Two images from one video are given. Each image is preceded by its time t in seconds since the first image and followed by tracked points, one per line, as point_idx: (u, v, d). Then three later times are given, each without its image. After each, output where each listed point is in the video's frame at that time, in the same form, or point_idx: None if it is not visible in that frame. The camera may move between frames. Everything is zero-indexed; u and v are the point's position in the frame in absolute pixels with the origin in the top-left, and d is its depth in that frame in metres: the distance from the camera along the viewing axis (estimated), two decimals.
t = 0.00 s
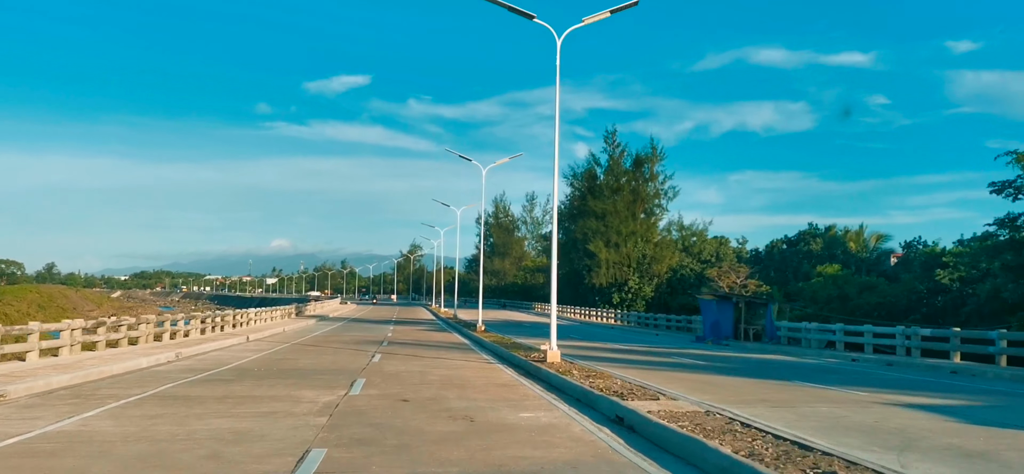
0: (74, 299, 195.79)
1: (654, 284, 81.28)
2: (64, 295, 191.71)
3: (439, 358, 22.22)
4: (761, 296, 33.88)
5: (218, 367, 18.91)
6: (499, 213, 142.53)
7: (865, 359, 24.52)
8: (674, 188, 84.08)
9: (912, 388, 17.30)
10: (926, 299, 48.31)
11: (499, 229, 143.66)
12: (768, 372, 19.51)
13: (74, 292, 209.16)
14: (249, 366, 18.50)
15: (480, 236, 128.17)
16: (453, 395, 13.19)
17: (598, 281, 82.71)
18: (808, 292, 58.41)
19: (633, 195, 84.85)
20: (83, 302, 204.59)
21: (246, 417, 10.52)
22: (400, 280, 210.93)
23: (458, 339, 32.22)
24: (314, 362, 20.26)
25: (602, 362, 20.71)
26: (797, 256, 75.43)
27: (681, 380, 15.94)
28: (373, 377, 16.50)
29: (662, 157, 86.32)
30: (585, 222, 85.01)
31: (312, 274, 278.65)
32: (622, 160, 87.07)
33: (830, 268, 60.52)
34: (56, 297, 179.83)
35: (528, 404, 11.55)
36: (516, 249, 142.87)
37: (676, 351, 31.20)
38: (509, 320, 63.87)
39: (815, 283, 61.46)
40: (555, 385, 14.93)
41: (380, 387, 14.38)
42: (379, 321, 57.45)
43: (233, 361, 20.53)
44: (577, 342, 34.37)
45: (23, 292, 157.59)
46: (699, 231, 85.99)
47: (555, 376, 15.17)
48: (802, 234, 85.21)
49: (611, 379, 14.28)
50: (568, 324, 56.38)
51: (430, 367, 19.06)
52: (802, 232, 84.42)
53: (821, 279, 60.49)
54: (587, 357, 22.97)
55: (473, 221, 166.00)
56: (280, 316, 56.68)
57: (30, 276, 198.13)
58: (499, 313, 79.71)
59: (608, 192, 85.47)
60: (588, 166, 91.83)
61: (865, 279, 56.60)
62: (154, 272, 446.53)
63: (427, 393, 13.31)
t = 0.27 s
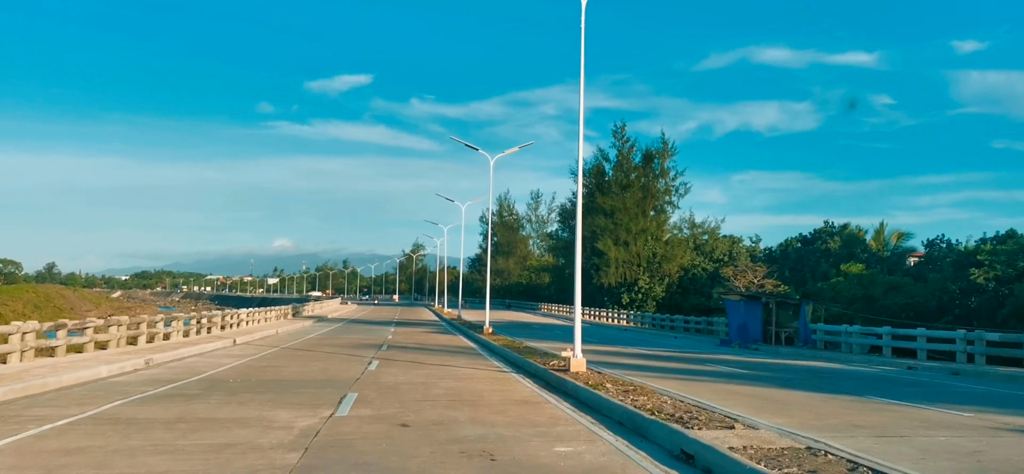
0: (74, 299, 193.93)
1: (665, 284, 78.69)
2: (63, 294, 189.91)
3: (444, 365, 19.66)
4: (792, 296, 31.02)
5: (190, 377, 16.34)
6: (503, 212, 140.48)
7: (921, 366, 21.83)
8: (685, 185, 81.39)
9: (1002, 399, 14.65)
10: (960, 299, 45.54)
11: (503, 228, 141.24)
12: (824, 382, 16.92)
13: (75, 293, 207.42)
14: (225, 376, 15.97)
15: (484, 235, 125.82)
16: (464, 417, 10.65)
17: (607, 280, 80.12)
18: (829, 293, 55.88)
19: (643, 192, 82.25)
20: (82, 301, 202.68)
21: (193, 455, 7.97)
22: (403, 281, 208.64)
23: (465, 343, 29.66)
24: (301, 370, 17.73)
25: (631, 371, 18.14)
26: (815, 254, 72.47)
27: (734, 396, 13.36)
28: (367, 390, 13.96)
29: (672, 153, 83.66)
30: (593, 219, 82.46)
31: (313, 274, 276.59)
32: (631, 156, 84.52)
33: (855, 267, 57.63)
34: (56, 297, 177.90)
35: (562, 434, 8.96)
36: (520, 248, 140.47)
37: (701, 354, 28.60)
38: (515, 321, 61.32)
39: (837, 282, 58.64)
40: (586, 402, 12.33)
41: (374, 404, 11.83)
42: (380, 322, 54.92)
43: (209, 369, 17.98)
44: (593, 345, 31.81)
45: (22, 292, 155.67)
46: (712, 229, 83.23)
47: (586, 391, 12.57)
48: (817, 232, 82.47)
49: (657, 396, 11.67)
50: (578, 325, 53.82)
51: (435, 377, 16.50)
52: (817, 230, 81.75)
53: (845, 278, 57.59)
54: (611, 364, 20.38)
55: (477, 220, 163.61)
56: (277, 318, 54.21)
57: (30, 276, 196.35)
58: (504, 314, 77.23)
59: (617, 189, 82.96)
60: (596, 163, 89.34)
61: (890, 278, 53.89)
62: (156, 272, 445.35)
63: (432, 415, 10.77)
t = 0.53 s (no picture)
0: (74, 297, 192.48)
1: (672, 285, 75.90)
2: (63, 293, 188.49)
3: (450, 372, 17.46)
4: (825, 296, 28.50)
5: (158, 387, 14.17)
6: (507, 211, 138.27)
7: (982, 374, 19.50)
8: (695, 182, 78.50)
9: None
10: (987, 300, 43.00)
11: (507, 227, 138.86)
12: (889, 396, 14.68)
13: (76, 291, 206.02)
14: (199, 386, 13.81)
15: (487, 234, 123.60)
16: (480, 448, 8.48)
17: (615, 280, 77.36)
18: (849, 293, 53.43)
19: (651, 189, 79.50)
20: (82, 300, 201.18)
21: None
22: (405, 280, 206.36)
23: (472, 346, 27.39)
24: (288, 379, 15.55)
25: (664, 381, 15.90)
26: (831, 254, 69.40)
27: (800, 415, 11.15)
28: (362, 405, 11.83)
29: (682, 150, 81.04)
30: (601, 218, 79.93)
31: (315, 273, 274.72)
32: (639, 152, 81.82)
33: (876, 265, 54.93)
34: (56, 295, 176.56)
35: None
36: (525, 247, 138.10)
37: (728, 358, 26.37)
38: (522, 321, 59.04)
39: (860, 282, 55.33)
40: (628, 423, 10.19)
41: (369, 427, 9.71)
42: (381, 322, 52.69)
43: (183, 376, 15.80)
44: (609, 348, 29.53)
45: (21, 290, 154.08)
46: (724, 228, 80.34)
47: (628, 409, 10.41)
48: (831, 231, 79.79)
49: (720, 419, 9.56)
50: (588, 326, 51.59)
51: (440, 387, 14.30)
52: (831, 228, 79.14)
53: (868, 278, 54.42)
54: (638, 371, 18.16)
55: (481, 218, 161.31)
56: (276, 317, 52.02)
57: (30, 274, 194.98)
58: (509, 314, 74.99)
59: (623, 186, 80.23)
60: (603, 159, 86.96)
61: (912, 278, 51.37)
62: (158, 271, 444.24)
63: (440, 445, 8.60)
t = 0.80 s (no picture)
0: (72, 298, 190.48)
1: (684, 285, 74.25)
2: (62, 294, 186.55)
3: (457, 385, 14.96)
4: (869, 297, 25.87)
5: (105, 405, 11.74)
6: (510, 210, 135.97)
7: None
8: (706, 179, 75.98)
9: None
10: None
11: (511, 227, 136.51)
12: (992, 416, 12.11)
13: (75, 292, 204.04)
14: (152, 406, 11.38)
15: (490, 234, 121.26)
16: None
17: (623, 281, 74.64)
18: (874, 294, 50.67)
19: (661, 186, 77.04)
20: (82, 301, 199.45)
21: None
22: (407, 281, 204.00)
23: (480, 351, 24.90)
24: (266, 395, 13.12)
25: (710, 398, 13.39)
26: (849, 254, 66.82)
27: (914, 452, 8.63)
28: (349, 434, 9.34)
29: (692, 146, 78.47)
30: (608, 216, 77.34)
31: (317, 274, 272.67)
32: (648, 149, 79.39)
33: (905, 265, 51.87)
34: (54, 297, 174.60)
35: None
36: (528, 248, 135.65)
37: (763, 366, 23.81)
38: (529, 323, 56.66)
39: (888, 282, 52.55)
40: (703, 467, 7.71)
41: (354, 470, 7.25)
42: (382, 324, 50.32)
43: (141, 390, 13.38)
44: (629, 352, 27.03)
45: (18, 291, 152.01)
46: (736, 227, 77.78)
47: (699, 445, 7.96)
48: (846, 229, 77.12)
49: (834, 463, 7.10)
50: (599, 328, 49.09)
51: (447, 406, 11.82)
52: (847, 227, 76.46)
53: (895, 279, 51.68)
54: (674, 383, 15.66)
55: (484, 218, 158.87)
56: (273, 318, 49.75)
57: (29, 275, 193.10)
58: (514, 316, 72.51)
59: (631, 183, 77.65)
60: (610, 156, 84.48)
61: (943, 278, 48.51)
62: (159, 272, 442.47)
63: None
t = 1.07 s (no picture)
0: (71, 298, 188.40)
1: (695, 286, 71.50)
2: (60, 293, 184.57)
3: (466, 401, 12.55)
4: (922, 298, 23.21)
5: (23, 432, 9.30)
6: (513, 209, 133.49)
7: None
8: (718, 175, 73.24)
9: None
10: None
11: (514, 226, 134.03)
12: None
13: (74, 291, 202.05)
14: (83, 437, 9.00)
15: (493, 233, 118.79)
16: None
17: (632, 281, 71.80)
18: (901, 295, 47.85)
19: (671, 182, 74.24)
20: (81, 300, 197.53)
21: None
22: (409, 281, 201.60)
23: (489, 357, 22.41)
24: (234, 417, 10.74)
25: (775, 421, 11.02)
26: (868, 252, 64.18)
27: None
28: None
29: (703, 142, 75.78)
30: (616, 213, 74.58)
31: (318, 273, 270.24)
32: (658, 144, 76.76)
33: (935, 265, 48.97)
34: (52, 296, 172.54)
35: None
36: (532, 247, 133.13)
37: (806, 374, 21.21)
38: (536, 324, 54.18)
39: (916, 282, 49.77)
40: None
41: None
42: (381, 325, 47.84)
43: (81, 412, 10.96)
44: (651, 357, 24.50)
45: (15, 290, 149.90)
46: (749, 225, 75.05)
47: None
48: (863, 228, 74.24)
49: None
50: (611, 330, 46.52)
51: (455, 432, 9.46)
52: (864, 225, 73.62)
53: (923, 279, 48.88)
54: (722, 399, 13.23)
55: (487, 217, 156.09)
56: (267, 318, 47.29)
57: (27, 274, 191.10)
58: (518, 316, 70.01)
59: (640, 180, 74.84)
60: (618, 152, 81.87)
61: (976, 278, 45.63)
62: (160, 271, 440.96)
63: None
